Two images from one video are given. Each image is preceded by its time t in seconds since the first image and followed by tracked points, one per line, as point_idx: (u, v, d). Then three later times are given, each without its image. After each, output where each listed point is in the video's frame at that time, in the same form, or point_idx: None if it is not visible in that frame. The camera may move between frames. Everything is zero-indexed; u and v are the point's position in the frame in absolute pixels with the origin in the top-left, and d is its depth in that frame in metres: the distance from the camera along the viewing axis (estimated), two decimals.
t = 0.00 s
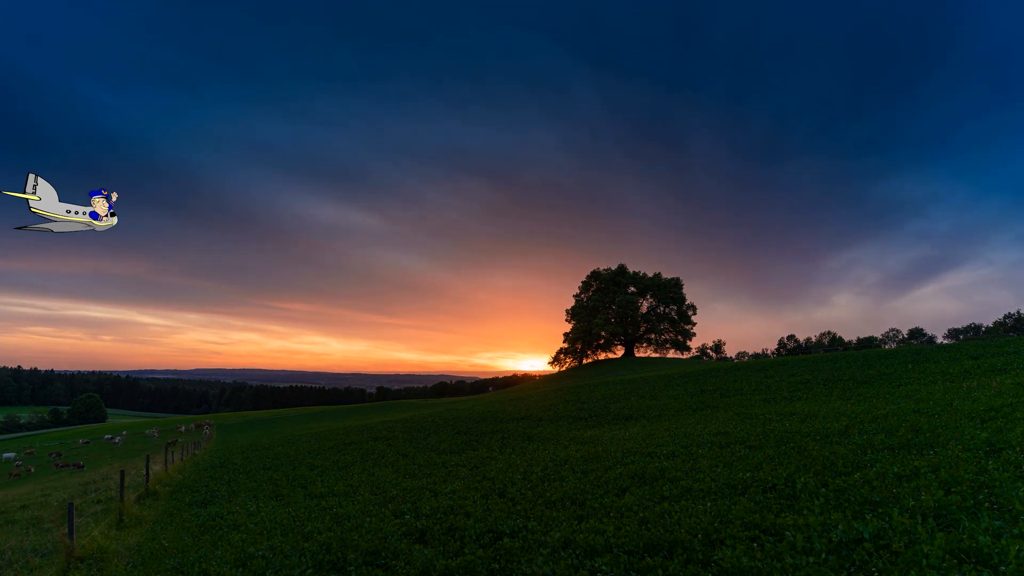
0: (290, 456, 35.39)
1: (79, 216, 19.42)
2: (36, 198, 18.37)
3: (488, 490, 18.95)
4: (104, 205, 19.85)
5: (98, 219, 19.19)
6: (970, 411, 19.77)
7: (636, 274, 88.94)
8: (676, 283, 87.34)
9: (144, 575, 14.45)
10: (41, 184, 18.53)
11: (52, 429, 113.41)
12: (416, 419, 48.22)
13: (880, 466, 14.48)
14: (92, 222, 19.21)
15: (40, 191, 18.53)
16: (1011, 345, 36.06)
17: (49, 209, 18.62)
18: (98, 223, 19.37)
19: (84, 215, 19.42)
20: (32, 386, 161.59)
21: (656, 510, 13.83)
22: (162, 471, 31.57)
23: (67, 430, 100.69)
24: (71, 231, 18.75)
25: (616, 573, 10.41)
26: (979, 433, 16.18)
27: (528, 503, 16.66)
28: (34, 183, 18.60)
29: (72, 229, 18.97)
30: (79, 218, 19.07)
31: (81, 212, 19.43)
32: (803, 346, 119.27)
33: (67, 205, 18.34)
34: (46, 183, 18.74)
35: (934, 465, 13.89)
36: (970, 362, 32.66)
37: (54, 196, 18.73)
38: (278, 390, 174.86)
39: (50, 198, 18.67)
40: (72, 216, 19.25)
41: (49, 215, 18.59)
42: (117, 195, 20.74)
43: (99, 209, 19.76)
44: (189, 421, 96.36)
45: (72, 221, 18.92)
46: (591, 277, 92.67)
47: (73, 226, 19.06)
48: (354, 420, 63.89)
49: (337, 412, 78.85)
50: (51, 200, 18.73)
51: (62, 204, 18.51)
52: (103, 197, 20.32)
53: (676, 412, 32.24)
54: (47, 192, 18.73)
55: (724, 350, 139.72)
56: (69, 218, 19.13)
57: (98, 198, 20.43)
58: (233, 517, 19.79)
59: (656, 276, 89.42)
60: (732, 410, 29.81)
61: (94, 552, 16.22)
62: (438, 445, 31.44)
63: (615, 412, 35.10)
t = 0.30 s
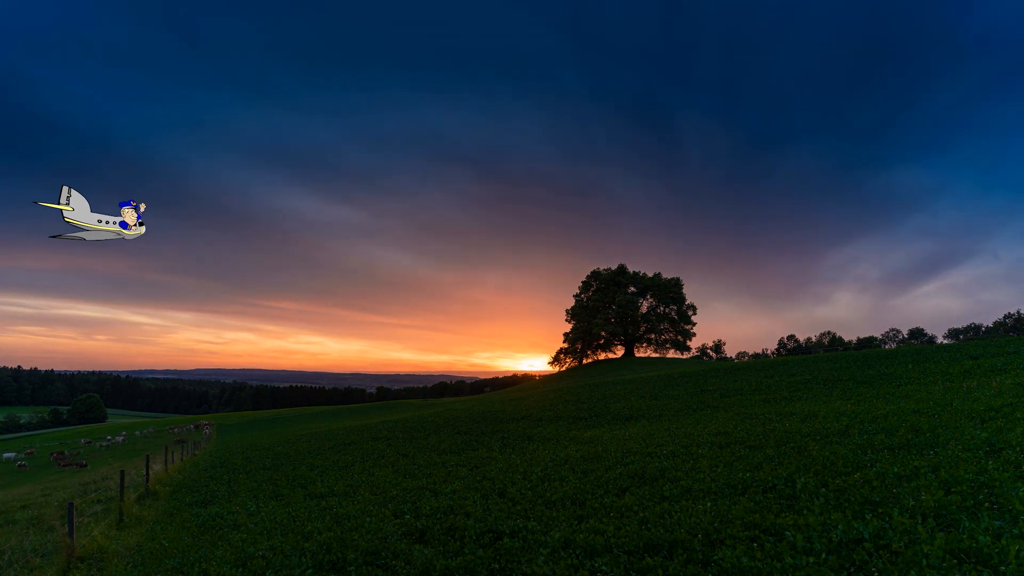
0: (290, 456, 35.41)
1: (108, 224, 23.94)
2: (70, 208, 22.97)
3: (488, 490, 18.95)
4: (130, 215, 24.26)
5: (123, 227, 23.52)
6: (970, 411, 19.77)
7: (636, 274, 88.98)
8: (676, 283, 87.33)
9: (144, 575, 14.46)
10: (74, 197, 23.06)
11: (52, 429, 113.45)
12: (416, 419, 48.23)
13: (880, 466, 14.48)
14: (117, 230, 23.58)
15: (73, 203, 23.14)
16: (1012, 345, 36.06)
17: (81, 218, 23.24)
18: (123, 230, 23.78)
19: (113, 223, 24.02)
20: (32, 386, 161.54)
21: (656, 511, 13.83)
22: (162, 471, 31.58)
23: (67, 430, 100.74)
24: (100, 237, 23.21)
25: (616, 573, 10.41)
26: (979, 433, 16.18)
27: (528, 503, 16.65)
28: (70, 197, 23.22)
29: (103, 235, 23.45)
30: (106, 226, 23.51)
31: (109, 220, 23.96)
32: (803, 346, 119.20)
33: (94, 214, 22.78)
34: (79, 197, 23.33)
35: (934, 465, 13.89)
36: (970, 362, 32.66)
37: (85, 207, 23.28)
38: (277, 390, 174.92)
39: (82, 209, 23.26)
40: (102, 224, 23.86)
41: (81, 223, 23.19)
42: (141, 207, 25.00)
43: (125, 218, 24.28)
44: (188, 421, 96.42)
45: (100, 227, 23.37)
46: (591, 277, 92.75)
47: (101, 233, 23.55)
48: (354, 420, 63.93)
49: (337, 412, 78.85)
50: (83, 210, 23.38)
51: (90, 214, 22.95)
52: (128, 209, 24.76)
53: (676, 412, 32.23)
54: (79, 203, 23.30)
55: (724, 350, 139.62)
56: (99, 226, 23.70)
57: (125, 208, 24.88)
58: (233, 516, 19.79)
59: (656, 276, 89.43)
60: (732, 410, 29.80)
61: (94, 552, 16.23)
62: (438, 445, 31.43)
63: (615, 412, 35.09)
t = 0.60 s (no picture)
0: (290, 456, 35.42)
1: (140, 234, 24.14)
2: (104, 219, 23.08)
3: (488, 490, 18.96)
4: (160, 225, 24.41)
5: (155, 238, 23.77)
6: (971, 411, 19.76)
7: (636, 274, 89.00)
8: (676, 283, 87.37)
9: (143, 575, 14.45)
10: (107, 208, 23.12)
11: (52, 429, 113.46)
12: (416, 419, 48.23)
13: (880, 466, 14.47)
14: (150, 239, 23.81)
15: (106, 214, 23.20)
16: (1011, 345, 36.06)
17: (115, 229, 23.37)
18: (155, 240, 24.02)
19: (144, 233, 24.21)
20: (32, 386, 161.47)
21: (656, 511, 13.83)
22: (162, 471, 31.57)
23: (67, 430, 100.74)
24: (133, 248, 23.42)
25: (616, 574, 10.41)
26: (978, 433, 16.18)
27: (528, 503, 16.66)
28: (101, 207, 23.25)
29: (135, 245, 23.70)
30: (138, 236, 23.73)
31: (141, 230, 24.16)
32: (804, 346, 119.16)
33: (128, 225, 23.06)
34: (112, 207, 23.42)
35: (934, 465, 13.89)
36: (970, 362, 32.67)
37: (118, 218, 23.40)
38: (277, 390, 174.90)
39: (115, 219, 23.37)
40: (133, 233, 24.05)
41: (114, 233, 23.36)
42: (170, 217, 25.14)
43: (155, 228, 24.41)
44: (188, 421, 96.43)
45: (133, 238, 23.59)
46: (591, 277, 92.79)
47: (135, 243, 23.76)
48: (354, 420, 63.93)
49: (337, 412, 78.85)
50: (117, 221, 23.50)
51: (125, 225, 23.13)
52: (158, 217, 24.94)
53: (676, 412, 32.23)
54: (112, 214, 23.43)
55: (724, 350, 139.53)
56: (131, 235, 23.87)
57: (155, 217, 24.98)
58: (233, 516, 19.79)
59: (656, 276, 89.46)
60: (732, 410, 29.81)
61: (94, 552, 16.23)
62: (438, 445, 31.45)
63: (615, 412, 35.08)
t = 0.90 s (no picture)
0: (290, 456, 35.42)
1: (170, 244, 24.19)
2: (137, 229, 23.18)
3: (488, 490, 18.96)
4: (189, 235, 24.49)
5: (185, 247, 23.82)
6: (971, 411, 19.77)
7: (636, 274, 89.01)
8: (676, 284, 87.40)
9: (143, 575, 14.46)
10: (141, 219, 23.27)
11: (52, 429, 113.45)
12: (416, 419, 48.24)
13: (880, 466, 14.48)
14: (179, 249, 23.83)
15: (140, 225, 23.31)
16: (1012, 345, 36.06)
17: (147, 239, 23.47)
18: (184, 250, 24.10)
19: (174, 242, 24.34)
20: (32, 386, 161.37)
21: (656, 511, 13.83)
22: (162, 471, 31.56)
23: (67, 430, 100.73)
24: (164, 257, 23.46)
25: (616, 573, 10.41)
26: (979, 433, 16.18)
27: (528, 503, 16.66)
28: (134, 217, 23.37)
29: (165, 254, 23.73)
30: (168, 245, 23.83)
31: (171, 240, 24.23)
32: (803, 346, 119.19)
33: (161, 235, 23.18)
34: (146, 218, 23.53)
35: (934, 465, 13.89)
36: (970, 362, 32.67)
37: (151, 228, 23.50)
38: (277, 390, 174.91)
39: (148, 230, 23.45)
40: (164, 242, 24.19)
41: (146, 243, 23.44)
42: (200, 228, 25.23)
43: (185, 238, 24.48)
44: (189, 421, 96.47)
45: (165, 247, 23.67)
46: (591, 277, 92.81)
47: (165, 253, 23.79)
48: (354, 420, 63.95)
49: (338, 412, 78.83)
50: (149, 231, 23.58)
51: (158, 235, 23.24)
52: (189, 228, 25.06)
53: (676, 412, 32.24)
54: (145, 225, 23.53)
55: (724, 350, 139.54)
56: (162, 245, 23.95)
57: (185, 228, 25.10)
58: (233, 517, 19.79)
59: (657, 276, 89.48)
60: (732, 410, 29.82)
61: (94, 552, 16.24)
62: (438, 445, 31.46)
63: (616, 412, 35.09)
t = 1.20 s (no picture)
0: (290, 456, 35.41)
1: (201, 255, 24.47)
2: (171, 239, 23.57)
3: (488, 490, 18.96)
4: (219, 246, 24.78)
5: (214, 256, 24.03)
6: (970, 411, 19.77)
7: (636, 274, 89.05)
8: (676, 284, 87.43)
9: (144, 575, 14.46)
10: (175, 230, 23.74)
11: (52, 429, 113.41)
12: (416, 419, 48.25)
13: (880, 466, 14.48)
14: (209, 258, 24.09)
15: (173, 235, 23.72)
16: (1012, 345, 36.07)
17: (180, 249, 23.82)
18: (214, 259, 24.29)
19: (206, 254, 24.64)
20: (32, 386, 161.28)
21: (656, 511, 13.83)
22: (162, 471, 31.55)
23: (67, 430, 100.69)
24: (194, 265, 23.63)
25: (616, 573, 10.41)
26: (979, 433, 16.18)
27: (528, 503, 16.65)
28: (168, 228, 23.80)
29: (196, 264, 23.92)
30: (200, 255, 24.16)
31: (202, 251, 24.52)
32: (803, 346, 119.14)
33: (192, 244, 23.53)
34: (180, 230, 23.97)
35: (934, 465, 13.89)
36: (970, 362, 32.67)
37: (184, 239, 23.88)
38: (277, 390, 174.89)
39: (182, 241, 23.87)
40: (195, 253, 24.53)
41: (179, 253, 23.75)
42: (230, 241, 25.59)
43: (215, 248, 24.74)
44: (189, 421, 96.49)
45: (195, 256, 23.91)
46: (591, 277, 92.85)
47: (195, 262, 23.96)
48: (354, 420, 63.97)
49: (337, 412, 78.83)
50: (181, 242, 24.04)
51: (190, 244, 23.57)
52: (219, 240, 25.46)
53: (676, 412, 32.24)
54: (179, 236, 23.95)
55: (723, 350, 139.42)
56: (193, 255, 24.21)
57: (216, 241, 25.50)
58: (233, 516, 19.79)
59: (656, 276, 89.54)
60: (732, 410, 29.80)
61: (94, 551, 16.24)
62: (438, 445, 31.47)
63: (616, 412, 35.09)
